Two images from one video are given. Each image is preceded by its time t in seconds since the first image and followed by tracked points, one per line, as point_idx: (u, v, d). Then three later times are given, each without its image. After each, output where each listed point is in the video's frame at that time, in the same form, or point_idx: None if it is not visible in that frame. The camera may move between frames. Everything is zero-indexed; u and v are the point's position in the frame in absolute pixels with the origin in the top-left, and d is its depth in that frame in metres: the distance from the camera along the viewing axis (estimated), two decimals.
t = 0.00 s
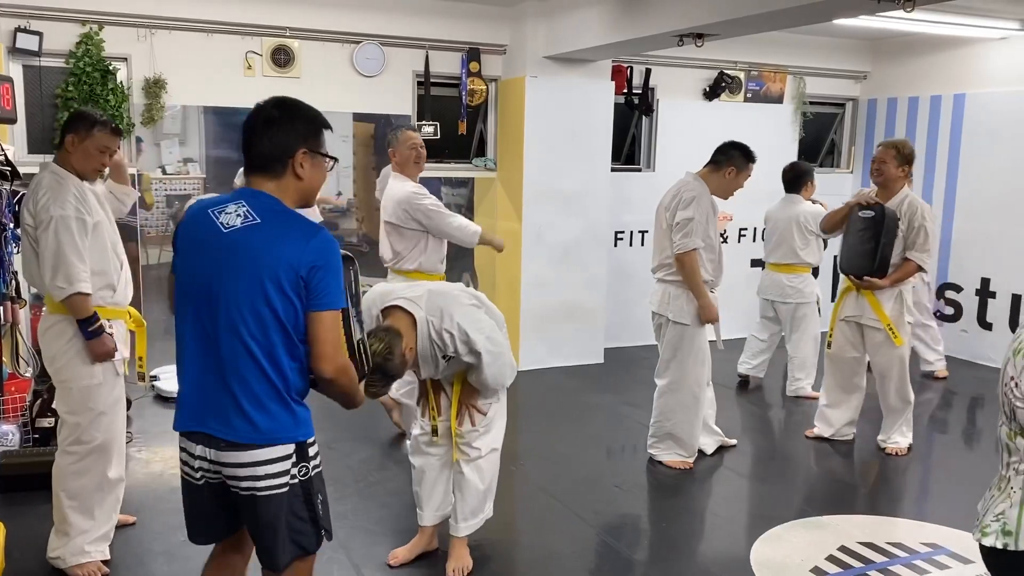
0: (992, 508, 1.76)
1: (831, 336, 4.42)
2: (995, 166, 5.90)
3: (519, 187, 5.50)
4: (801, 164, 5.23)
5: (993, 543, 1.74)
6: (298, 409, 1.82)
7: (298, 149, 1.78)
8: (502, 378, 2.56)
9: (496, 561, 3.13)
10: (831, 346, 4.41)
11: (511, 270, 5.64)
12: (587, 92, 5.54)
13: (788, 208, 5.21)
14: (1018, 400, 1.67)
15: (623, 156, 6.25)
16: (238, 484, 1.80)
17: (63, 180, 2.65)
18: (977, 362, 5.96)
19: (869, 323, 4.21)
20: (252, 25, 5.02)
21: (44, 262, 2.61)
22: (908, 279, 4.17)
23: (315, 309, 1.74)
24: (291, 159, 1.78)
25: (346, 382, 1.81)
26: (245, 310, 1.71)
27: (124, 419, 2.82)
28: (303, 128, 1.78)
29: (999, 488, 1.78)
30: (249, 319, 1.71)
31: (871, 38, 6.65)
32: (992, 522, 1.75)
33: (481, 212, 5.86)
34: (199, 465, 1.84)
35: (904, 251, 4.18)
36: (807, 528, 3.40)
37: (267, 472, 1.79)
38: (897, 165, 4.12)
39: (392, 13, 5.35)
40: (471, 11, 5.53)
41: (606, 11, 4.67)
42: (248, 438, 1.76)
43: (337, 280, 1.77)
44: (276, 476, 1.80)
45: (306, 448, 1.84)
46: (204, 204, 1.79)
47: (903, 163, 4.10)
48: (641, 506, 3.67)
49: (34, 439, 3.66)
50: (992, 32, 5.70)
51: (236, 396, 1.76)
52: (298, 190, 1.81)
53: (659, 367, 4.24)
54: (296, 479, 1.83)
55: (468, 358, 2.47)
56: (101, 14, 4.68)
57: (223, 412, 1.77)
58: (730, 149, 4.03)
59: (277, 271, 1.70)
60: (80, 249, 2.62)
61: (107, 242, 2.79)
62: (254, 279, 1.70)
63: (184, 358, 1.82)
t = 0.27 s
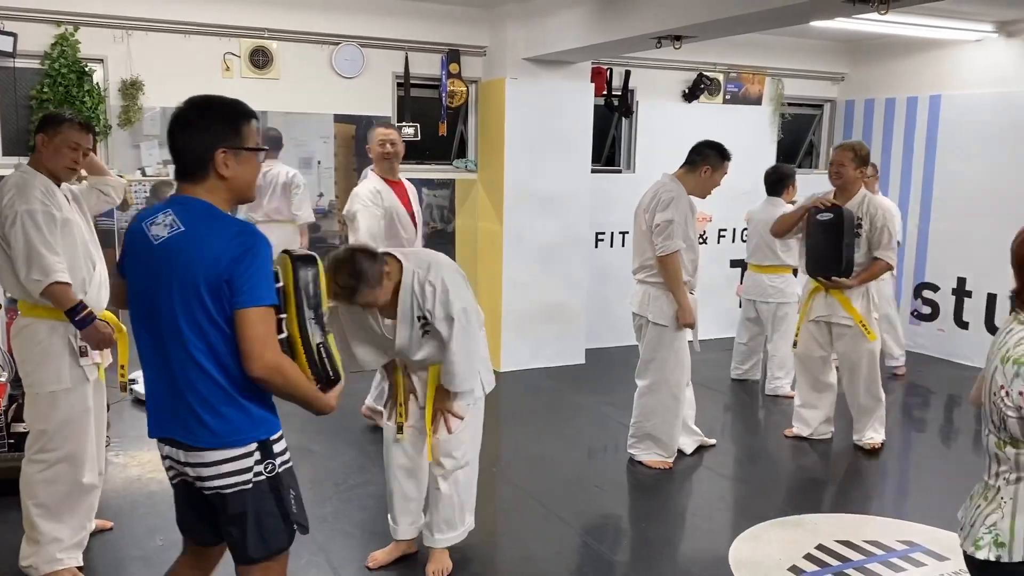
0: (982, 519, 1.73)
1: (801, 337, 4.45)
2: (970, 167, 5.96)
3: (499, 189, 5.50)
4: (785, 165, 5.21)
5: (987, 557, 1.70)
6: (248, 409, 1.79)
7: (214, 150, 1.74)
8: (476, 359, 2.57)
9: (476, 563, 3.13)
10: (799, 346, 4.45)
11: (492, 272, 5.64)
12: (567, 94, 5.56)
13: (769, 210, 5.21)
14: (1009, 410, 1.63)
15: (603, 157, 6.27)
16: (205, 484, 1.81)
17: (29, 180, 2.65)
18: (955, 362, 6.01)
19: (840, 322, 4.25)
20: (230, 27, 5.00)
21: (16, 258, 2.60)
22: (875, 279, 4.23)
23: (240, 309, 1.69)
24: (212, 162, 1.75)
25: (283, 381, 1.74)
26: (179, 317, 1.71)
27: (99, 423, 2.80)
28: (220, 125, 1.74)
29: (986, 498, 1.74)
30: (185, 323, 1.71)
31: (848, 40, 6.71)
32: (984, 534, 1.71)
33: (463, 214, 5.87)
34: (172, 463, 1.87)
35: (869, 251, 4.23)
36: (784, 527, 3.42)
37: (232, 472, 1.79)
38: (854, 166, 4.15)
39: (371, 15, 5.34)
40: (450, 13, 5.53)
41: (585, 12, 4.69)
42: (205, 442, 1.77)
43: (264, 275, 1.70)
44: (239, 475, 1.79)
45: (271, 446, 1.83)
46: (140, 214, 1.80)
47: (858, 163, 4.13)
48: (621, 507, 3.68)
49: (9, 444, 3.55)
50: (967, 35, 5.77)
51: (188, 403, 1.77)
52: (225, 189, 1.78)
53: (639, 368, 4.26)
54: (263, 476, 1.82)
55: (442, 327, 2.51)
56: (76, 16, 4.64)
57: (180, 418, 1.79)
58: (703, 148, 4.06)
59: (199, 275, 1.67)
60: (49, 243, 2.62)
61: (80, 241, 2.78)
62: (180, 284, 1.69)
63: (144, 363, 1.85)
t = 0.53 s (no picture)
0: (951, 513, 1.74)
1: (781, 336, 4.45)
2: (946, 167, 6.02)
3: (479, 190, 5.49)
4: (755, 165, 5.32)
5: (957, 550, 1.71)
6: (166, 406, 1.78)
7: (135, 146, 1.76)
8: (440, 341, 2.59)
9: (455, 565, 3.12)
10: (780, 346, 4.47)
11: (473, 272, 5.63)
12: (547, 96, 5.57)
13: (740, 208, 5.30)
14: (979, 405, 1.65)
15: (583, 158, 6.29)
16: (130, 482, 1.81)
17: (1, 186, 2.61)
18: (933, 360, 6.06)
19: (820, 321, 4.28)
20: (207, 28, 4.97)
21: None
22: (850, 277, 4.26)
23: (149, 303, 1.69)
24: (135, 158, 1.77)
25: (192, 377, 1.72)
26: (97, 312, 1.73)
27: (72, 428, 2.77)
28: (141, 120, 1.76)
29: (955, 493, 1.75)
30: (102, 319, 1.73)
31: (825, 42, 6.76)
32: (954, 528, 1.72)
33: (444, 214, 5.88)
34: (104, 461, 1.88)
35: (846, 249, 4.26)
36: (762, 526, 3.44)
37: (154, 472, 1.78)
38: (831, 165, 4.20)
39: (349, 16, 5.32)
40: (429, 14, 5.53)
41: (563, 14, 4.69)
42: (122, 439, 1.77)
43: (179, 271, 1.71)
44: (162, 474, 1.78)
45: (195, 447, 1.81)
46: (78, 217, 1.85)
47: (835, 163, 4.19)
48: (600, 507, 3.69)
49: None
50: (942, 36, 5.82)
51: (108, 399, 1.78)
52: (151, 185, 1.80)
53: (619, 368, 4.27)
54: (188, 477, 1.80)
55: (413, 292, 2.58)
56: (50, 17, 4.59)
57: (103, 416, 1.80)
58: (675, 145, 4.07)
59: (112, 269, 1.70)
60: (15, 246, 2.58)
61: (49, 245, 2.74)
62: (97, 280, 1.72)
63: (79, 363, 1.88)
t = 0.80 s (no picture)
0: (903, 507, 1.75)
1: (750, 334, 4.46)
2: (909, 167, 6.11)
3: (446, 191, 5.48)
4: (720, 167, 5.38)
5: (908, 543, 1.73)
6: (65, 406, 1.76)
7: (71, 142, 1.78)
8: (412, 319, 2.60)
9: (421, 568, 3.11)
10: (746, 344, 4.49)
11: (441, 274, 5.62)
12: (513, 98, 5.56)
13: (704, 210, 5.34)
14: (924, 401, 1.67)
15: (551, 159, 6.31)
16: (27, 481, 1.80)
17: None
18: (898, 358, 6.14)
19: (787, 321, 4.30)
20: (169, 29, 4.92)
21: None
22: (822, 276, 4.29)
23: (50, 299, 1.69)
24: (68, 152, 1.78)
25: (93, 376, 1.70)
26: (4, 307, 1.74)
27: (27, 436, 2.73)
28: (69, 118, 1.77)
29: (907, 487, 1.77)
30: (9, 313, 1.74)
31: (789, 43, 6.83)
32: (905, 522, 1.74)
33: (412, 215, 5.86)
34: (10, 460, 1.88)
35: (816, 250, 4.28)
36: (727, 524, 3.46)
37: (48, 473, 1.77)
38: (802, 166, 4.23)
39: (314, 17, 5.29)
40: (395, 15, 5.51)
41: (528, 15, 4.70)
42: (21, 437, 1.76)
43: (77, 269, 1.69)
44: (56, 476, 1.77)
45: (92, 451, 1.78)
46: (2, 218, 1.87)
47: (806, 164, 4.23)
48: (566, 508, 3.69)
49: None
50: (903, 38, 5.90)
51: (10, 396, 1.77)
52: (83, 180, 1.82)
53: (585, 369, 4.28)
54: (82, 481, 1.78)
55: (378, 269, 2.64)
56: (7, 18, 4.52)
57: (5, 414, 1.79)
58: (636, 146, 4.09)
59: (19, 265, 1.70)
60: None
61: None
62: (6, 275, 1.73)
63: None
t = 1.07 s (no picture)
0: (863, 504, 1.77)
1: (724, 334, 4.47)
2: (876, 168, 6.18)
3: (417, 193, 5.47)
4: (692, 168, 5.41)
5: (868, 539, 1.75)
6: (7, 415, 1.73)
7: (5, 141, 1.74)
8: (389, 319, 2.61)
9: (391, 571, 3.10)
10: (721, 345, 4.51)
11: (413, 275, 5.60)
12: (485, 100, 5.56)
13: (678, 210, 5.37)
14: (881, 398, 1.69)
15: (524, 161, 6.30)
16: None
17: None
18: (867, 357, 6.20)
19: (759, 321, 4.33)
20: (134, 31, 4.86)
21: None
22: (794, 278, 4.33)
23: None
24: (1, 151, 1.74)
25: (40, 384, 1.69)
26: None
27: None
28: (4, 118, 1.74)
29: (867, 484, 1.79)
30: None
31: (758, 45, 6.89)
32: (864, 518, 1.75)
33: (384, 216, 5.84)
34: None
35: (789, 252, 4.32)
36: (697, 524, 3.48)
37: None
38: (775, 169, 4.23)
39: (283, 18, 5.26)
40: (364, 16, 5.49)
41: (497, 16, 4.70)
42: None
43: (20, 275, 1.66)
44: None
45: (29, 465, 1.77)
46: None
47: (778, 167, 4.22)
48: (537, 509, 3.69)
49: None
50: (869, 39, 5.96)
51: None
52: (16, 181, 1.79)
53: (556, 370, 4.28)
54: (16, 498, 1.76)
55: (352, 268, 2.62)
56: None
57: None
58: (604, 147, 4.09)
59: None
60: None
61: None
62: None
63: None
